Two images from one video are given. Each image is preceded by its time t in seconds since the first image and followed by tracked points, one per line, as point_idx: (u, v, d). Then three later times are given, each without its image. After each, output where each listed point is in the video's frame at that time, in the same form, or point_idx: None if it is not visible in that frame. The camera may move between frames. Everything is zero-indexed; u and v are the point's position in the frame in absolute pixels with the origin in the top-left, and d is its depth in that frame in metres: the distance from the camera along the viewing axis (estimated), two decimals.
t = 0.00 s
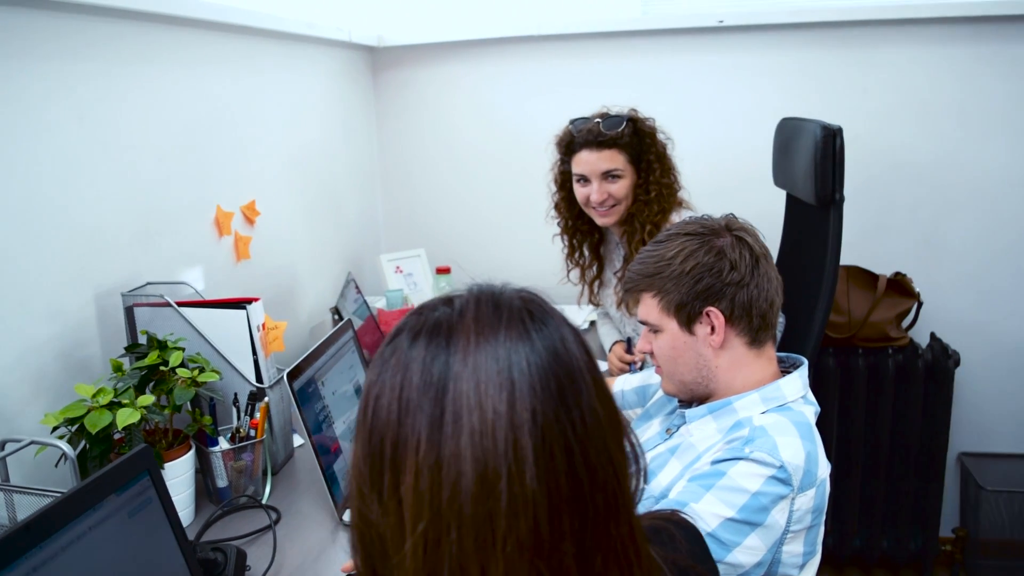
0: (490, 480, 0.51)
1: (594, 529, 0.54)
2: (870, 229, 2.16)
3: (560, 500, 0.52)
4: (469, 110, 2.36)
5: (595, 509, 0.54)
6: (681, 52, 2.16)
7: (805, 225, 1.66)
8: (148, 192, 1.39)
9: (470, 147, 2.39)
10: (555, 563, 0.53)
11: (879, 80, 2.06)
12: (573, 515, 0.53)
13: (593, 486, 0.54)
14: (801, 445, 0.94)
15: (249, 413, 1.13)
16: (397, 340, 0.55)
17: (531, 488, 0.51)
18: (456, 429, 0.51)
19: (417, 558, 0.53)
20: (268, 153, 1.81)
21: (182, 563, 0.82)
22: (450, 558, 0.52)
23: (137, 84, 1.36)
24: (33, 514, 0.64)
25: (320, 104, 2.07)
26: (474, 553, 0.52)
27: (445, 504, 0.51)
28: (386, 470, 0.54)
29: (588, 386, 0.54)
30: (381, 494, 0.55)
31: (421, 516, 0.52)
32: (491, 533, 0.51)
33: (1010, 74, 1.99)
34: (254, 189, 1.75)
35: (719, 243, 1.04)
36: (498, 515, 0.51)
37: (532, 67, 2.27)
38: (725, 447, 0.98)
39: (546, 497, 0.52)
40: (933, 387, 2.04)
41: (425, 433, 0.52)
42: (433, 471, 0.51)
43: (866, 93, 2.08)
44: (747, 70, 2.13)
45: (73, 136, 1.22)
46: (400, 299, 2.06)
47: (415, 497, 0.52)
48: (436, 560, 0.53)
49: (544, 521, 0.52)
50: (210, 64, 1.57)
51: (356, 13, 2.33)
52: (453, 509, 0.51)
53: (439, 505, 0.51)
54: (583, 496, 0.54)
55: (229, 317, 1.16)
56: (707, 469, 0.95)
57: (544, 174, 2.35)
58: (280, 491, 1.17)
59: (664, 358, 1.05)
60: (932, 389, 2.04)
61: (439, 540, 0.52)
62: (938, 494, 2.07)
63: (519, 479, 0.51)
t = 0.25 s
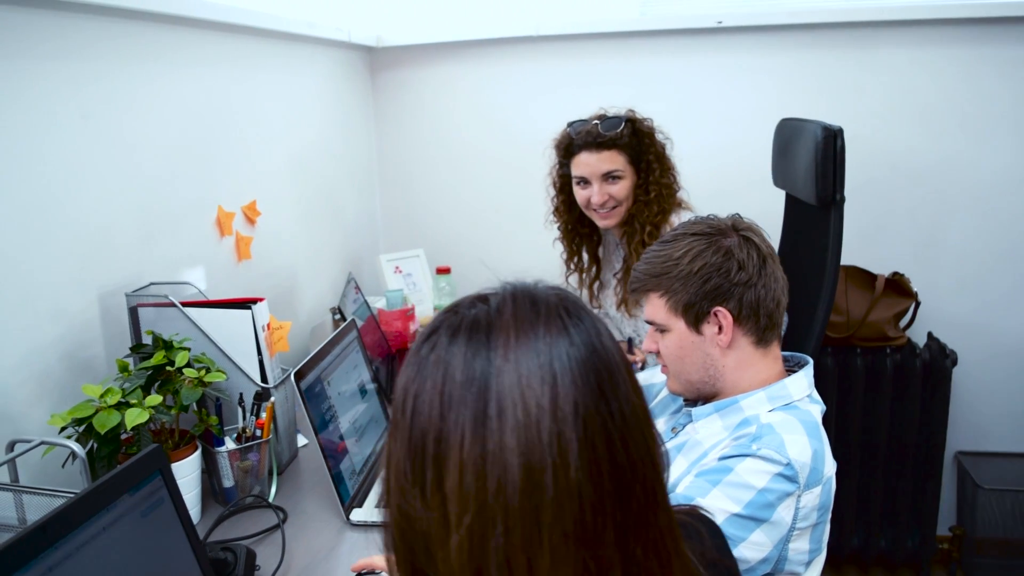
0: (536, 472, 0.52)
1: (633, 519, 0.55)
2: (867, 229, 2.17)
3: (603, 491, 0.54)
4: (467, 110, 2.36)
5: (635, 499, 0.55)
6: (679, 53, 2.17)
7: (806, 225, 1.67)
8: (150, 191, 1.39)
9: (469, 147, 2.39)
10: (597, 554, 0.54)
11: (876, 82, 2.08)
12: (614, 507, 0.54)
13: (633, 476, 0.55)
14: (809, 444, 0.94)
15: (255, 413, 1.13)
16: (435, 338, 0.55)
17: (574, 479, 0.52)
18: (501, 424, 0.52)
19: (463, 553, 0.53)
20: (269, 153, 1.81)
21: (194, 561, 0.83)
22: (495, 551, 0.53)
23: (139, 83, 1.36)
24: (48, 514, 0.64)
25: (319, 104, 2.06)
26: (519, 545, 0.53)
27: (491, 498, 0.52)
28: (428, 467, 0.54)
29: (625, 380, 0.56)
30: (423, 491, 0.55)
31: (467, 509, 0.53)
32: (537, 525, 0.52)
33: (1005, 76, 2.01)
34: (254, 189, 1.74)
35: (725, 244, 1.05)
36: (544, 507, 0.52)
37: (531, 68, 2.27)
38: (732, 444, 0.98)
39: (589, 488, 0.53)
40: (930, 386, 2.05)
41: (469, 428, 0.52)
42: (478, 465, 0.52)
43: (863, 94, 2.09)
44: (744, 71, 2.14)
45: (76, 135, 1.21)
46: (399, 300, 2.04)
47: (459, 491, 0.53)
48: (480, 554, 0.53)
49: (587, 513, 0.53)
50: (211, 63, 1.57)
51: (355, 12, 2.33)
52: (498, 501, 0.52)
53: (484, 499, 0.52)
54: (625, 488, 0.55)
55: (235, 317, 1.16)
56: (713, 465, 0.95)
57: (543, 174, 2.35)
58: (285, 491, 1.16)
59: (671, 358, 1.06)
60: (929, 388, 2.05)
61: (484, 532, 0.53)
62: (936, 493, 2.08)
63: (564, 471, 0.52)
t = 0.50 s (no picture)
0: (572, 469, 0.52)
1: (669, 514, 0.56)
2: (876, 227, 2.17)
3: (639, 486, 0.54)
4: (476, 108, 2.36)
5: (670, 494, 0.55)
6: (688, 51, 2.17)
7: (817, 223, 1.67)
8: (164, 188, 1.39)
9: (478, 145, 2.39)
10: (635, 549, 0.54)
11: (885, 80, 2.07)
12: (649, 502, 0.55)
13: (668, 472, 0.55)
14: (825, 440, 0.94)
15: (272, 409, 1.13)
16: (468, 337, 0.56)
17: (611, 476, 0.52)
18: (537, 421, 0.52)
19: (501, 549, 0.54)
20: (280, 150, 1.81)
21: (217, 556, 0.83)
22: (532, 547, 0.53)
23: (153, 81, 1.36)
24: (78, 507, 0.65)
25: (329, 102, 2.07)
26: (556, 541, 0.53)
27: (527, 495, 0.52)
28: (464, 465, 0.55)
29: (657, 376, 0.56)
30: (460, 488, 0.56)
31: (504, 506, 0.53)
32: (573, 521, 0.53)
33: (1016, 74, 2.01)
34: (266, 186, 1.75)
35: (742, 241, 1.05)
36: (581, 503, 0.52)
37: (540, 65, 2.27)
38: (749, 439, 0.98)
39: (625, 485, 0.53)
40: (939, 384, 2.05)
41: (505, 426, 0.52)
42: (515, 463, 0.52)
43: (873, 92, 2.09)
44: (753, 69, 2.14)
45: (91, 132, 1.22)
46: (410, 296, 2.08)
47: (496, 488, 0.53)
48: (518, 550, 0.54)
49: (623, 508, 0.53)
50: (223, 60, 1.57)
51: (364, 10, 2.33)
52: (536, 499, 0.52)
53: (520, 496, 0.53)
54: (659, 483, 0.55)
55: (251, 313, 1.16)
56: (730, 459, 0.95)
57: (552, 173, 2.36)
58: (301, 487, 1.17)
59: (688, 355, 1.06)
60: (938, 386, 2.05)
61: (521, 529, 0.53)
62: (944, 491, 2.08)
63: (600, 468, 0.52)
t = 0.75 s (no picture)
0: (606, 467, 0.52)
1: (701, 511, 0.55)
2: (900, 227, 2.15)
3: (672, 485, 0.54)
4: (497, 107, 2.36)
5: (702, 492, 0.55)
6: (711, 50, 2.16)
7: (841, 222, 1.66)
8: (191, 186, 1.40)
9: (499, 144, 2.39)
10: (667, 547, 0.54)
11: (910, 79, 2.05)
12: (683, 501, 0.54)
13: (701, 470, 0.55)
14: (852, 437, 0.94)
15: (300, 405, 1.15)
16: (502, 335, 0.56)
17: (644, 474, 0.52)
18: (570, 420, 0.52)
19: (534, 546, 0.54)
20: (304, 149, 1.83)
21: (249, 550, 0.84)
22: (565, 545, 0.53)
23: (181, 79, 1.37)
24: (116, 499, 0.66)
25: (352, 101, 2.08)
26: (589, 539, 0.53)
27: (560, 493, 0.52)
28: (498, 462, 0.55)
29: (690, 375, 0.55)
30: (494, 485, 0.56)
31: (537, 504, 0.53)
32: (606, 520, 0.52)
33: None
34: (290, 184, 1.76)
35: (770, 240, 1.05)
36: (613, 502, 0.52)
37: (562, 64, 2.27)
38: (776, 436, 0.98)
39: (658, 484, 0.53)
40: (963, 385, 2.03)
41: (539, 424, 0.53)
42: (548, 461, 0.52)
43: (898, 91, 2.07)
44: (776, 68, 2.13)
45: (121, 130, 1.23)
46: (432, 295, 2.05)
47: (529, 486, 0.53)
48: (551, 547, 0.54)
49: (657, 507, 0.53)
50: (249, 59, 1.58)
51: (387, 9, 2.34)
52: (569, 497, 0.52)
53: (554, 493, 0.53)
54: (692, 482, 0.55)
55: (279, 310, 1.17)
56: (757, 454, 0.95)
57: (572, 172, 2.36)
58: (328, 483, 1.18)
59: (715, 354, 1.06)
60: (962, 388, 2.03)
61: (554, 527, 0.53)
62: (967, 494, 2.06)
63: (633, 466, 0.52)
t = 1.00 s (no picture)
0: (621, 464, 0.52)
1: (716, 509, 0.55)
2: (916, 230, 2.14)
3: (687, 482, 0.54)
4: (512, 107, 2.37)
5: (717, 489, 0.55)
6: (727, 50, 2.15)
7: (857, 224, 1.65)
8: (209, 184, 1.42)
9: (514, 144, 2.40)
10: (681, 544, 0.54)
11: (928, 80, 2.04)
12: (698, 498, 0.54)
13: (716, 468, 0.55)
14: (868, 439, 0.94)
15: (315, 402, 1.16)
16: (519, 333, 0.56)
17: (659, 472, 0.52)
18: (586, 416, 0.52)
19: (550, 542, 0.54)
20: (320, 148, 1.84)
21: (265, 544, 0.85)
22: (580, 542, 0.54)
23: (198, 78, 1.39)
24: (135, 492, 0.67)
25: (368, 100, 2.09)
26: (604, 536, 0.53)
27: (576, 489, 0.53)
28: (515, 458, 0.56)
29: (706, 372, 0.55)
30: (511, 481, 0.56)
31: (553, 500, 0.54)
32: (621, 516, 0.53)
33: None
34: (307, 183, 1.77)
35: (785, 241, 1.05)
36: (628, 498, 0.52)
37: (577, 65, 2.27)
38: (791, 440, 0.97)
39: (673, 481, 0.53)
40: (978, 389, 2.01)
41: (555, 421, 0.53)
42: (564, 457, 0.53)
43: (915, 93, 2.06)
44: (791, 70, 2.12)
45: (141, 128, 1.25)
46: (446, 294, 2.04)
47: (546, 482, 0.54)
48: (567, 543, 0.54)
49: (671, 504, 0.53)
50: (267, 58, 1.59)
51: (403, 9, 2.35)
52: (584, 493, 0.53)
53: (569, 490, 0.53)
54: (707, 480, 0.55)
55: (296, 307, 1.18)
56: (774, 461, 0.95)
57: (586, 172, 2.36)
58: (342, 479, 1.19)
59: (729, 354, 1.06)
60: (978, 392, 2.01)
61: (570, 523, 0.54)
62: (982, 498, 2.05)
63: (648, 463, 0.52)
